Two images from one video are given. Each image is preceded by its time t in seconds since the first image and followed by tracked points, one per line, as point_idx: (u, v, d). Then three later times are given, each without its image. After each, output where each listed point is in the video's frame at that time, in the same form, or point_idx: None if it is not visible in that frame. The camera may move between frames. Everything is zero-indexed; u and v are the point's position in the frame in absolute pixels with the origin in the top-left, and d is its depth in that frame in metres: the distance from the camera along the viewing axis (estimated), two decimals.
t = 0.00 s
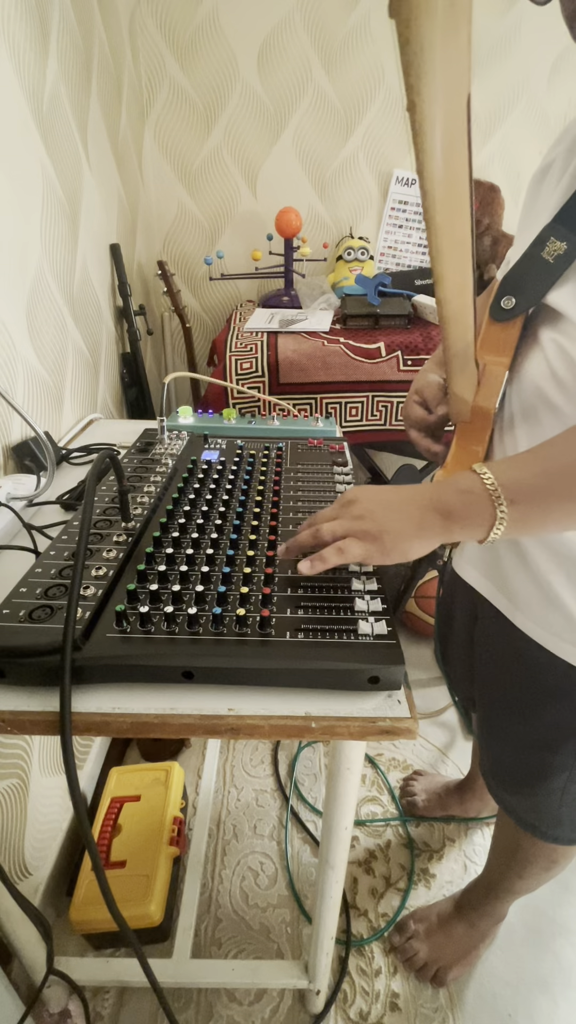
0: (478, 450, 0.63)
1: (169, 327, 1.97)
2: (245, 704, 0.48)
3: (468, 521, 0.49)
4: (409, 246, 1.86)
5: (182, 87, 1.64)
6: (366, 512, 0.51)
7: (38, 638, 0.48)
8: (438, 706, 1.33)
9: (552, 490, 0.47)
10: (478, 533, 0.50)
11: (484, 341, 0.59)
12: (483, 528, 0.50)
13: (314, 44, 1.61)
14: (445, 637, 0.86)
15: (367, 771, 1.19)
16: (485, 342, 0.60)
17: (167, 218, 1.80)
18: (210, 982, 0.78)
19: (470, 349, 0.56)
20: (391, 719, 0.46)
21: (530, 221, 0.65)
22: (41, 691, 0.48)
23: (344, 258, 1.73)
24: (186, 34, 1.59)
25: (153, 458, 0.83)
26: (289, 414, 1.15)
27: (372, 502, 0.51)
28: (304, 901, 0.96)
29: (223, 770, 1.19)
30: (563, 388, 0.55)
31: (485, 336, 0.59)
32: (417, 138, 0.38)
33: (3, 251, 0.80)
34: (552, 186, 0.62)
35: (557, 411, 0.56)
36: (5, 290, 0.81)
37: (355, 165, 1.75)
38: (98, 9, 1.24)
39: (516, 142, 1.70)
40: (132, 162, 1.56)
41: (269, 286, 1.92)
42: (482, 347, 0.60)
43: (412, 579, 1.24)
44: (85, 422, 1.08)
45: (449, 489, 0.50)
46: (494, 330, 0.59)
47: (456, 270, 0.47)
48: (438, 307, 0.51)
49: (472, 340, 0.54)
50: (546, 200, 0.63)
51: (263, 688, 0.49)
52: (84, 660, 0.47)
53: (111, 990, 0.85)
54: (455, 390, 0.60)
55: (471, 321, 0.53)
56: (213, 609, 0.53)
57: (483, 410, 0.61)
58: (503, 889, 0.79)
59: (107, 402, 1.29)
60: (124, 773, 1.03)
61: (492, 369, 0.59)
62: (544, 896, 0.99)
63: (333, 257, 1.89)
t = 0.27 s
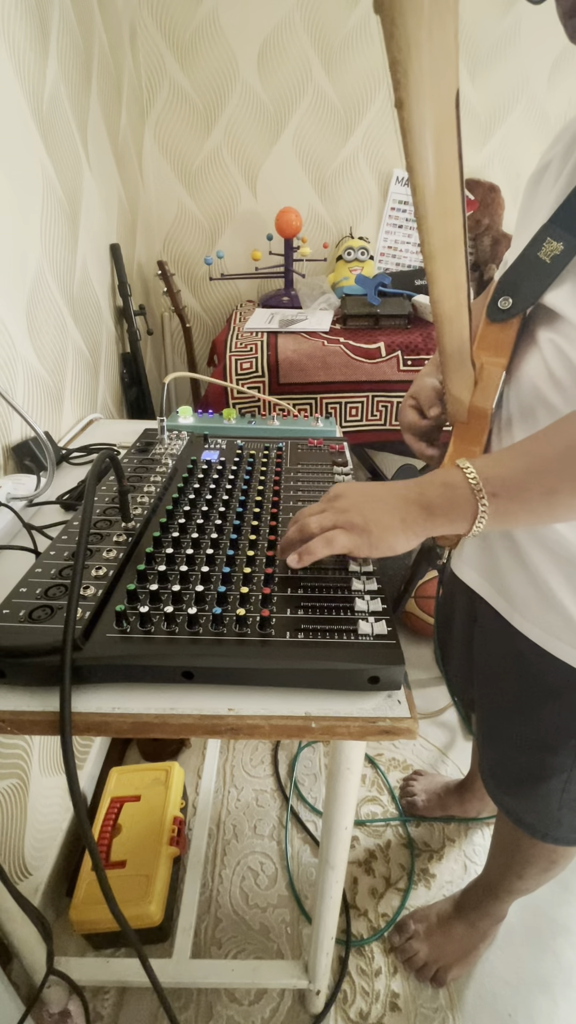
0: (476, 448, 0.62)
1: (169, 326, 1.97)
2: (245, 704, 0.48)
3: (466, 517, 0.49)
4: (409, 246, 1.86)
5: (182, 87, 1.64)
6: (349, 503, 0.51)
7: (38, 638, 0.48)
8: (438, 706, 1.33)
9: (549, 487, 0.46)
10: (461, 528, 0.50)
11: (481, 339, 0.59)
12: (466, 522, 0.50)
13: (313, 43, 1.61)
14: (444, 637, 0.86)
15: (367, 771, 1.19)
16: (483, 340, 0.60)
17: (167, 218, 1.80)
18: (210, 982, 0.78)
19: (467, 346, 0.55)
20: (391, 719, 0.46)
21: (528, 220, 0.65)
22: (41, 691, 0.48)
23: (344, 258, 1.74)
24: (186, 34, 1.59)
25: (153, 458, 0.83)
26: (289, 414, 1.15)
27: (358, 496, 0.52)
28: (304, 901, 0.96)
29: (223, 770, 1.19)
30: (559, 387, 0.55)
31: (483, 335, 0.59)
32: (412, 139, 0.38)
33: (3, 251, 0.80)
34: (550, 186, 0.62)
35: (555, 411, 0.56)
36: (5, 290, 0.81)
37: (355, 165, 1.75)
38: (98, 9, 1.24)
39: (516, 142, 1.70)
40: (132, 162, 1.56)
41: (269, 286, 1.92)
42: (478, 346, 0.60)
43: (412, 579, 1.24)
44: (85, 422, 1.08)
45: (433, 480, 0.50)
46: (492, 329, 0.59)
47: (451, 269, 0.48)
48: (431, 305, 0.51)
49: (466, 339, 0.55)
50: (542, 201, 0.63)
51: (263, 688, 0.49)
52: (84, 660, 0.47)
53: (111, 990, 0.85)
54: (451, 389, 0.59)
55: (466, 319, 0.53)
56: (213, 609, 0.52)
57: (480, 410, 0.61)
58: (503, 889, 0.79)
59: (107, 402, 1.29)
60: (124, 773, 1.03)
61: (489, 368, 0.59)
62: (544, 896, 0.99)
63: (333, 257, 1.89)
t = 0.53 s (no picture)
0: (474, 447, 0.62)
1: (169, 326, 1.97)
2: (245, 705, 0.48)
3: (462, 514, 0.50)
4: (409, 246, 1.86)
5: (182, 87, 1.64)
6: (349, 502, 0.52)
7: (38, 638, 0.48)
8: (438, 706, 1.33)
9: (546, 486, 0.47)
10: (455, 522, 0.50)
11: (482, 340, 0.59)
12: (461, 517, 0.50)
13: (313, 43, 1.61)
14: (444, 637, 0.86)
15: (367, 771, 1.19)
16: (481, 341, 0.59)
17: (167, 218, 1.80)
18: (210, 982, 0.78)
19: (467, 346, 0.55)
20: (391, 719, 0.46)
21: (528, 220, 0.65)
22: (41, 691, 0.48)
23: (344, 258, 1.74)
24: (186, 35, 1.59)
25: (153, 458, 0.83)
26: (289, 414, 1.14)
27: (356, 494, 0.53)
28: (304, 901, 0.96)
29: (223, 770, 1.19)
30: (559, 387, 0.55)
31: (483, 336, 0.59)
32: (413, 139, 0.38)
33: (3, 251, 0.80)
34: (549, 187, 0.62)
35: (554, 411, 0.56)
36: (5, 290, 0.81)
37: (355, 165, 1.75)
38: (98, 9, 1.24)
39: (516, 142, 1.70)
40: (132, 162, 1.56)
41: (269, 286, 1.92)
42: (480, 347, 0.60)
43: (412, 579, 1.24)
44: (85, 422, 1.08)
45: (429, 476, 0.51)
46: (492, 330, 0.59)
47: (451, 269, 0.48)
48: (430, 305, 0.51)
49: (466, 339, 0.55)
50: (541, 202, 0.62)
51: (262, 688, 0.49)
52: (84, 660, 0.47)
53: (111, 990, 0.85)
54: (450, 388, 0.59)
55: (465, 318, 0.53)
56: (213, 609, 0.52)
57: (480, 411, 0.61)
58: (502, 889, 0.79)
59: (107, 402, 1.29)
60: (124, 773, 1.03)
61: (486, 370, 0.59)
62: (544, 896, 0.99)
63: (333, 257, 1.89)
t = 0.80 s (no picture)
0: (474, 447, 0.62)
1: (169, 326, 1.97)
2: (245, 705, 0.48)
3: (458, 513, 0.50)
4: (409, 246, 1.86)
5: (182, 87, 1.64)
6: (349, 502, 0.52)
7: (38, 638, 0.48)
8: (438, 706, 1.33)
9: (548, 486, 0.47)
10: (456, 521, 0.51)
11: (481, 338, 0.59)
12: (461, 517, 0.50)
13: (313, 43, 1.61)
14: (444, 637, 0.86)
15: (367, 771, 1.19)
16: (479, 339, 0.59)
17: (167, 218, 1.81)
18: (210, 982, 0.78)
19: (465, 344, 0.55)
20: (391, 719, 0.46)
21: (527, 220, 0.65)
22: (41, 691, 0.48)
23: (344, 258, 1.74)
24: (186, 35, 1.59)
25: (152, 458, 0.83)
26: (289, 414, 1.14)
27: (356, 494, 0.52)
28: (304, 901, 0.96)
29: (223, 770, 1.19)
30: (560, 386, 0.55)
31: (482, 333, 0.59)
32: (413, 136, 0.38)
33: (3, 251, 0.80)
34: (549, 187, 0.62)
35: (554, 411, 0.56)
36: (6, 290, 0.81)
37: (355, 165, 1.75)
38: (99, 9, 1.24)
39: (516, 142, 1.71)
40: (132, 163, 1.56)
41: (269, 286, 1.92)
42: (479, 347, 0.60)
43: (412, 579, 1.24)
44: (85, 422, 1.08)
45: (428, 475, 0.51)
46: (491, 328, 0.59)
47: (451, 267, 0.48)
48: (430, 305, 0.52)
49: (466, 338, 0.55)
50: (541, 202, 0.62)
51: (262, 688, 0.49)
52: (84, 660, 0.47)
53: (111, 990, 0.85)
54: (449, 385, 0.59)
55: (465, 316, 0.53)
56: (213, 609, 0.52)
57: (478, 409, 0.61)
58: (502, 888, 0.79)
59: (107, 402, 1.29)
60: (124, 773, 1.03)
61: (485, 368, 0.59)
62: (544, 896, 0.99)
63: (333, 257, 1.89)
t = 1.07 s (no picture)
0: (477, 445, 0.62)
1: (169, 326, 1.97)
2: (244, 705, 0.48)
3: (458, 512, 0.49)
4: (408, 246, 1.86)
5: (182, 87, 1.65)
6: (359, 501, 0.51)
7: (38, 638, 0.48)
8: (438, 706, 1.33)
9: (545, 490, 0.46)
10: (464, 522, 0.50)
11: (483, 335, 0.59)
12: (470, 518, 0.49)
13: (313, 43, 1.61)
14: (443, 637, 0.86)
15: (367, 771, 1.19)
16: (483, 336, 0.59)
17: (167, 218, 1.81)
18: (210, 982, 0.78)
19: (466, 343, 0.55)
20: (391, 719, 0.46)
21: (528, 221, 0.65)
22: (41, 691, 0.48)
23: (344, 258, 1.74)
24: (186, 35, 1.59)
25: (152, 458, 0.83)
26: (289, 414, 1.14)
27: (357, 494, 0.52)
28: (304, 901, 0.96)
29: (223, 770, 1.19)
30: (561, 387, 0.55)
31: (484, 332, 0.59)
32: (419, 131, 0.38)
33: (3, 250, 0.80)
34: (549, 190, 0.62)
35: (555, 410, 0.56)
36: (6, 290, 0.81)
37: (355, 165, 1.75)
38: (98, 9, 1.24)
39: (517, 142, 1.71)
40: (132, 163, 1.57)
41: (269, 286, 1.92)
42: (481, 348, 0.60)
43: (412, 579, 1.24)
44: (85, 422, 1.08)
45: (430, 475, 0.51)
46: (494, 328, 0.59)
47: (454, 262, 0.48)
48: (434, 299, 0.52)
49: (467, 336, 0.55)
50: (542, 204, 0.62)
51: (261, 688, 0.49)
52: (83, 660, 0.47)
53: (111, 990, 0.85)
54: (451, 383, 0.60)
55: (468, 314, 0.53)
56: (213, 609, 0.52)
57: (479, 407, 0.60)
58: (503, 888, 0.79)
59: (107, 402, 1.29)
60: (124, 773, 1.03)
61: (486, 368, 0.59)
62: (543, 896, 0.99)
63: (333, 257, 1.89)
